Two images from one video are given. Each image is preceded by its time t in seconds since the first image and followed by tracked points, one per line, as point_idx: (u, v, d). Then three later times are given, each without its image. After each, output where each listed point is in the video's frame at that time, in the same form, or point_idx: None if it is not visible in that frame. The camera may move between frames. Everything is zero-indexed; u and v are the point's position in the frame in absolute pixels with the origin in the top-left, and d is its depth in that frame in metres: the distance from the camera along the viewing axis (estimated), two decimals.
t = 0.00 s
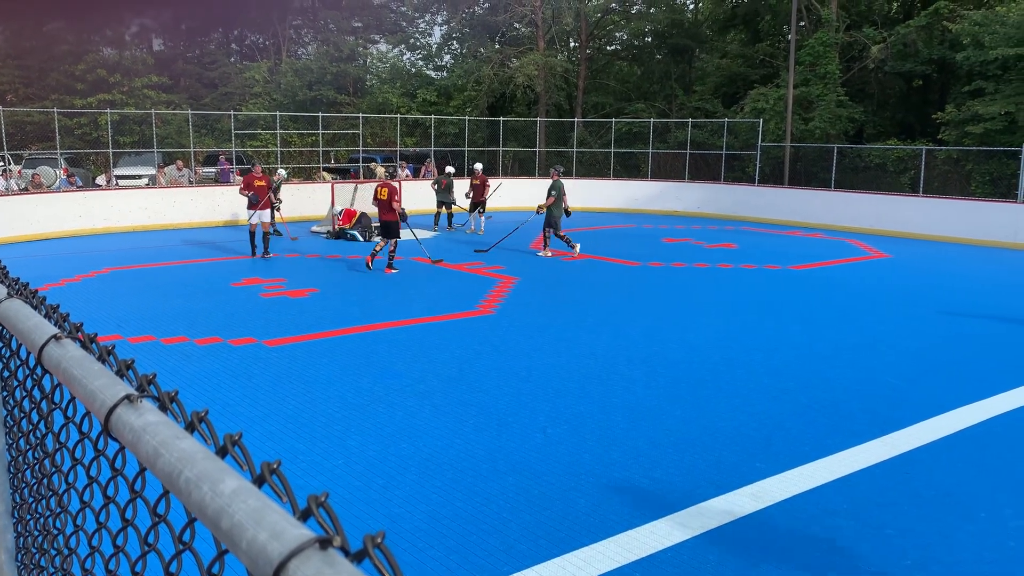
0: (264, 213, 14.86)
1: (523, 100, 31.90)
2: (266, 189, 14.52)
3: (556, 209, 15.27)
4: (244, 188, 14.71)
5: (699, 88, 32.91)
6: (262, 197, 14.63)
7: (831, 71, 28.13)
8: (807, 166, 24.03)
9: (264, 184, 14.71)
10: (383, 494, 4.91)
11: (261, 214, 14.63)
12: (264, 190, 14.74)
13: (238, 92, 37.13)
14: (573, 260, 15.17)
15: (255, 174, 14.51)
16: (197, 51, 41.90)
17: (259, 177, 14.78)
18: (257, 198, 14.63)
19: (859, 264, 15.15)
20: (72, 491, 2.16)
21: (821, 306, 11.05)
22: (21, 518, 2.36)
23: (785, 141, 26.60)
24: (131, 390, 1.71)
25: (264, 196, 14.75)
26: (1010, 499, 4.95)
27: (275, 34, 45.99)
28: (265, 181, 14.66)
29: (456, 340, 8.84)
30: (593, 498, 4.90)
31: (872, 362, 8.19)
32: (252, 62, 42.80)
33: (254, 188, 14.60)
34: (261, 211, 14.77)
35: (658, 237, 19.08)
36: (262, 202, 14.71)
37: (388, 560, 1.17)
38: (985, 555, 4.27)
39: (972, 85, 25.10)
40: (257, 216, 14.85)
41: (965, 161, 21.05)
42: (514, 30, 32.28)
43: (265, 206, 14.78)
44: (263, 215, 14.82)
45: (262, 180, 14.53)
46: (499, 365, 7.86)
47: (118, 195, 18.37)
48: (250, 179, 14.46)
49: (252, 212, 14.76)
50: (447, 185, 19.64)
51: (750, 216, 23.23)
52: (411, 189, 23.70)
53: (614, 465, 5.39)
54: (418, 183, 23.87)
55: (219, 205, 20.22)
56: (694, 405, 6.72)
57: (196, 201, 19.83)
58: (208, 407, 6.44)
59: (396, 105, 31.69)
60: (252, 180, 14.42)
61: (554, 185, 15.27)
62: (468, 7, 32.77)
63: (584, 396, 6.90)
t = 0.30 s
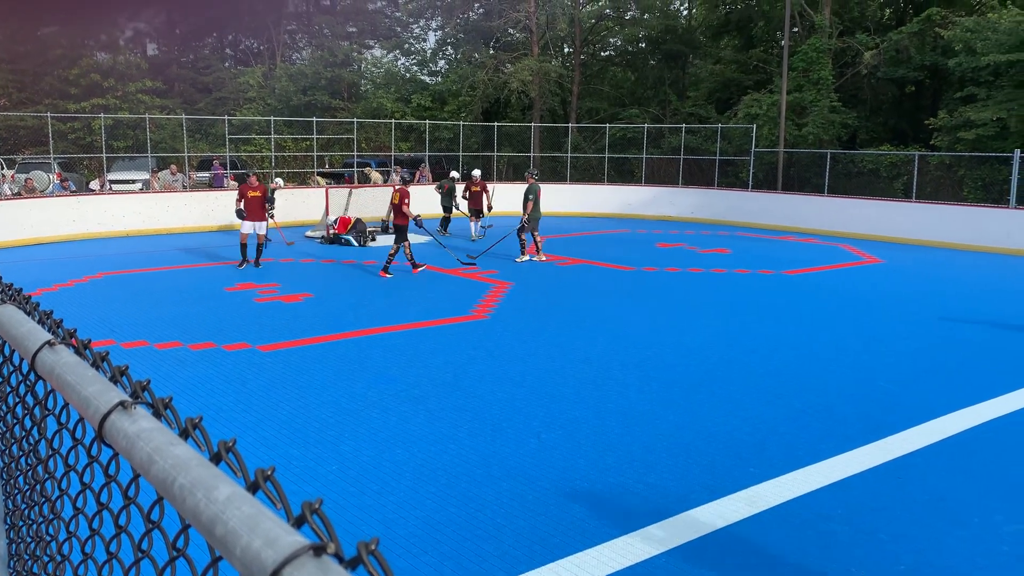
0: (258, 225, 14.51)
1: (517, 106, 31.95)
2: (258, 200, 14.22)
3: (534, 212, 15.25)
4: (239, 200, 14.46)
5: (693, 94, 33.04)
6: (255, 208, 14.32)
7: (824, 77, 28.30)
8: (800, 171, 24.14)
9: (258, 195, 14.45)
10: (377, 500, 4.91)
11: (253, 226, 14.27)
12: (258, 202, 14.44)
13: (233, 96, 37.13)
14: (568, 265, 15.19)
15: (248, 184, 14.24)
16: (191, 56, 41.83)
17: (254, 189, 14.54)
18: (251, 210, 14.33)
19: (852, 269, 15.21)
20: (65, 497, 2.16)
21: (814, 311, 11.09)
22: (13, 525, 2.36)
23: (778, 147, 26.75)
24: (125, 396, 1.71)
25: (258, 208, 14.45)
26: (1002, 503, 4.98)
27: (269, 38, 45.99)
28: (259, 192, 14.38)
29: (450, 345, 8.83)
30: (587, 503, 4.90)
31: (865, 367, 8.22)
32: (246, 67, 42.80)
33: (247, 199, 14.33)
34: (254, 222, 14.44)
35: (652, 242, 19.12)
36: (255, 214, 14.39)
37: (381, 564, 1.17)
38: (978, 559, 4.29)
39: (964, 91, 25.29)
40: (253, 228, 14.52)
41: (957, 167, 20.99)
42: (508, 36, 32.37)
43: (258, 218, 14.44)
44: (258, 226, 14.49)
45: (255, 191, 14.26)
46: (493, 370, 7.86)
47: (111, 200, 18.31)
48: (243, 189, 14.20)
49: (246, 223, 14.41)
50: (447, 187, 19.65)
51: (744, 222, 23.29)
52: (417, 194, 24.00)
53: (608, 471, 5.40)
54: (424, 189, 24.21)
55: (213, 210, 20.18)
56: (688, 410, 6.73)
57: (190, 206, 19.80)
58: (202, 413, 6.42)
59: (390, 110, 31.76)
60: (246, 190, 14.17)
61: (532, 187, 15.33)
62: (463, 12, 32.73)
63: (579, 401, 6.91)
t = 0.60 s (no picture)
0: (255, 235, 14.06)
1: (512, 112, 32.03)
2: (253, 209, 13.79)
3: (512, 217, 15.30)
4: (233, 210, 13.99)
5: (687, 100, 33.15)
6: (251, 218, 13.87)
7: (818, 83, 28.41)
8: (795, 177, 24.22)
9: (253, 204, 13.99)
10: (372, 507, 4.89)
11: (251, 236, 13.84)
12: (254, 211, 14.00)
13: (227, 102, 37.15)
14: (564, 271, 15.22)
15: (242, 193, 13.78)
16: (185, 62, 41.77)
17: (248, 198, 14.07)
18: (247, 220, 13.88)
19: (846, 275, 15.25)
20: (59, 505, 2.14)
21: (808, 317, 11.12)
22: (8, 531, 2.34)
23: (773, 153, 26.86)
24: (119, 402, 1.71)
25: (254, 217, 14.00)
26: (996, 509, 4.99)
27: (264, 44, 45.96)
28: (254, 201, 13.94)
29: (446, 351, 8.84)
30: (583, 509, 4.90)
31: (860, 373, 8.26)
32: (241, 74, 42.80)
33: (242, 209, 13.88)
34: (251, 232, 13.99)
35: (647, 248, 19.15)
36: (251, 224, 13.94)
37: (376, 571, 1.17)
38: (973, 565, 4.30)
39: (957, 98, 25.40)
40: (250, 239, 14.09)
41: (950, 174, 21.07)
42: (503, 42, 32.43)
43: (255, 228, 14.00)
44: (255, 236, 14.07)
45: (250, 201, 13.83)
46: (489, 376, 7.85)
47: (105, 205, 18.29)
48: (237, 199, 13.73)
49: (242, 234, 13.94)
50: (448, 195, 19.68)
51: (739, 228, 23.36)
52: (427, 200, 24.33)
53: (604, 477, 5.40)
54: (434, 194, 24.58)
55: (207, 216, 20.18)
56: (683, 416, 6.74)
57: (185, 211, 19.79)
58: (197, 419, 6.41)
59: (385, 116, 31.84)
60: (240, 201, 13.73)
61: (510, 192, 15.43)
62: (458, 19, 32.60)
63: (575, 407, 6.91)
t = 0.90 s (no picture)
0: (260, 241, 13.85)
1: (511, 116, 32.10)
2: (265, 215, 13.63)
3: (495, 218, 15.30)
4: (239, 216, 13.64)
5: (686, 104, 33.22)
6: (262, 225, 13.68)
7: (816, 87, 28.50)
8: (794, 180, 24.23)
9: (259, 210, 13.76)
10: (371, 511, 4.88)
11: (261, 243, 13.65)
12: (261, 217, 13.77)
13: (226, 107, 37.23)
14: (562, 275, 15.24)
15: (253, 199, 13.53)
16: (184, 66, 41.80)
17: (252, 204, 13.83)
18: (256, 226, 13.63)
19: (845, 278, 15.26)
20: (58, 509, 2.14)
21: (807, 321, 11.12)
22: (6, 536, 2.34)
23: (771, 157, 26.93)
24: (119, 408, 1.71)
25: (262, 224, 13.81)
26: (995, 512, 5.00)
27: (263, 49, 46.04)
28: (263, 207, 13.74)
29: (445, 355, 8.84)
30: (582, 513, 4.89)
31: (859, 376, 8.26)
32: (240, 78, 42.90)
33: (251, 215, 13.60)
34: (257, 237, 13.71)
35: (646, 252, 19.16)
36: (260, 230, 13.71)
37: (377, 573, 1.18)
38: (972, 568, 4.30)
39: (955, 101, 25.49)
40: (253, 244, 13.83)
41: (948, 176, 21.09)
42: (502, 46, 32.53)
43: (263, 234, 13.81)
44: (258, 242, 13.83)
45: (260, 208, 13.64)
46: (488, 380, 7.86)
47: (103, 210, 18.28)
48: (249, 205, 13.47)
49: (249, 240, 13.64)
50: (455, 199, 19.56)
51: (737, 231, 23.38)
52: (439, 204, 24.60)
53: (604, 481, 5.40)
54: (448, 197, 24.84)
55: (206, 220, 20.16)
56: (682, 420, 6.74)
57: (184, 216, 19.78)
58: (196, 424, 6.39)
59: (384, 121, 31.95)
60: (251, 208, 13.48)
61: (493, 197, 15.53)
62: (456, 23, 32.40)
63: (574, 411, 6.91)
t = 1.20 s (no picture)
0: (268, 245, 13.64)
1: (511, 118, 32.08)
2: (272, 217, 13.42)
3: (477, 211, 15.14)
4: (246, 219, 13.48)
5: (687, 105, 33.21)
6: (268, 227, 13.46)
7: (817, 88, 28.48)
8: (795, 182, 24.22)
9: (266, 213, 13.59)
10: (373, 514, 4.88)
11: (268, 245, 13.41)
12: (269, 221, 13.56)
13: (227, 109, 37.29)
14: (564, 277, 15.25)
15: (260, 201, 13.37)
16: (185, 69, 41.83)
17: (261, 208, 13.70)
18: (262, 229, 13.42)
19: (846, 280, 15.25)
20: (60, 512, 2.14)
21: (808, 322, 11.11)
22: (8, 539, 2.34)
23: (772, 158, 26.94)
24: (121, 410, 1.71)
25: (269, 227, 13.61)
26: (998, 513, 4.99)
27: (264, 51, 46.10)
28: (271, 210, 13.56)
29: (446, 357, 8.84)
30: (584, 516, 4.88)
31: (860, 378, 8.25)
32: (241, 80, 42.96)
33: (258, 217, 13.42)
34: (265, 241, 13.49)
35: (647, 254, 19.16)
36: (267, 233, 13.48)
37: None
38: (974, 570, 4.28)
39: (956, 103, 25.49)
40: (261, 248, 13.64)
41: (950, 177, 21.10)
42: (503, 48, 32.56)
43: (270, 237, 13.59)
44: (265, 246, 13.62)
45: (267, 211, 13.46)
46: (489, 382, 7.86)
47: (104, 212, 18.29)
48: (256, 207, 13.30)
49: (256, 243, 13.44)
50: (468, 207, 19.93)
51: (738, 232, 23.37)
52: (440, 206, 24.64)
53: (606, 483, 5.39)
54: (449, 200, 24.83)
55: (207, 222, 20.16)
56: (683, 422, 6.73)
57: (185, 218, 19.79)
58: (197, 426, 6.39)
59: (385, 123, 32.01)
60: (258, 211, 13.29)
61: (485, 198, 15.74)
62: (458, 25, 32.34)
63: (576, 413, 6.91)
